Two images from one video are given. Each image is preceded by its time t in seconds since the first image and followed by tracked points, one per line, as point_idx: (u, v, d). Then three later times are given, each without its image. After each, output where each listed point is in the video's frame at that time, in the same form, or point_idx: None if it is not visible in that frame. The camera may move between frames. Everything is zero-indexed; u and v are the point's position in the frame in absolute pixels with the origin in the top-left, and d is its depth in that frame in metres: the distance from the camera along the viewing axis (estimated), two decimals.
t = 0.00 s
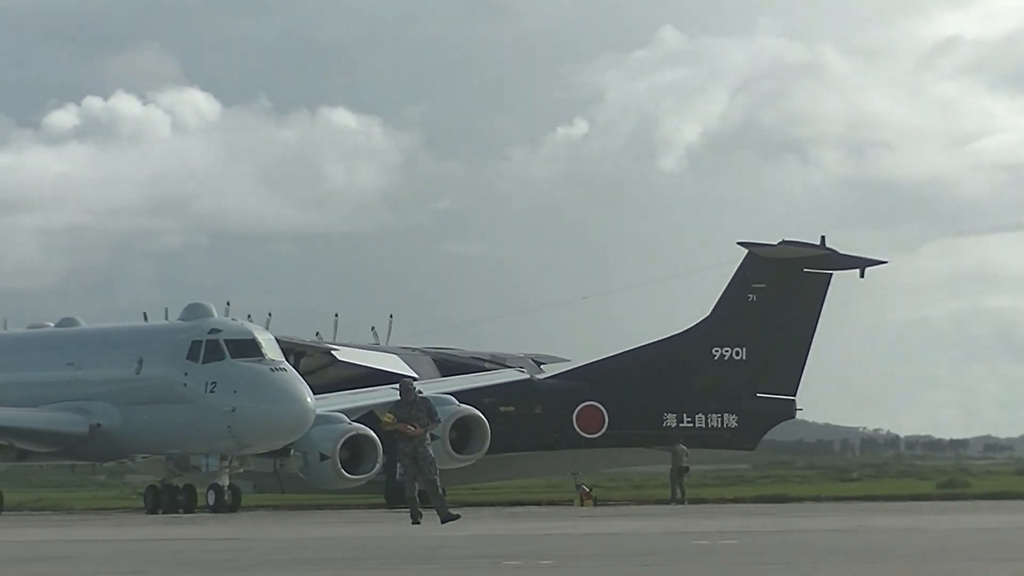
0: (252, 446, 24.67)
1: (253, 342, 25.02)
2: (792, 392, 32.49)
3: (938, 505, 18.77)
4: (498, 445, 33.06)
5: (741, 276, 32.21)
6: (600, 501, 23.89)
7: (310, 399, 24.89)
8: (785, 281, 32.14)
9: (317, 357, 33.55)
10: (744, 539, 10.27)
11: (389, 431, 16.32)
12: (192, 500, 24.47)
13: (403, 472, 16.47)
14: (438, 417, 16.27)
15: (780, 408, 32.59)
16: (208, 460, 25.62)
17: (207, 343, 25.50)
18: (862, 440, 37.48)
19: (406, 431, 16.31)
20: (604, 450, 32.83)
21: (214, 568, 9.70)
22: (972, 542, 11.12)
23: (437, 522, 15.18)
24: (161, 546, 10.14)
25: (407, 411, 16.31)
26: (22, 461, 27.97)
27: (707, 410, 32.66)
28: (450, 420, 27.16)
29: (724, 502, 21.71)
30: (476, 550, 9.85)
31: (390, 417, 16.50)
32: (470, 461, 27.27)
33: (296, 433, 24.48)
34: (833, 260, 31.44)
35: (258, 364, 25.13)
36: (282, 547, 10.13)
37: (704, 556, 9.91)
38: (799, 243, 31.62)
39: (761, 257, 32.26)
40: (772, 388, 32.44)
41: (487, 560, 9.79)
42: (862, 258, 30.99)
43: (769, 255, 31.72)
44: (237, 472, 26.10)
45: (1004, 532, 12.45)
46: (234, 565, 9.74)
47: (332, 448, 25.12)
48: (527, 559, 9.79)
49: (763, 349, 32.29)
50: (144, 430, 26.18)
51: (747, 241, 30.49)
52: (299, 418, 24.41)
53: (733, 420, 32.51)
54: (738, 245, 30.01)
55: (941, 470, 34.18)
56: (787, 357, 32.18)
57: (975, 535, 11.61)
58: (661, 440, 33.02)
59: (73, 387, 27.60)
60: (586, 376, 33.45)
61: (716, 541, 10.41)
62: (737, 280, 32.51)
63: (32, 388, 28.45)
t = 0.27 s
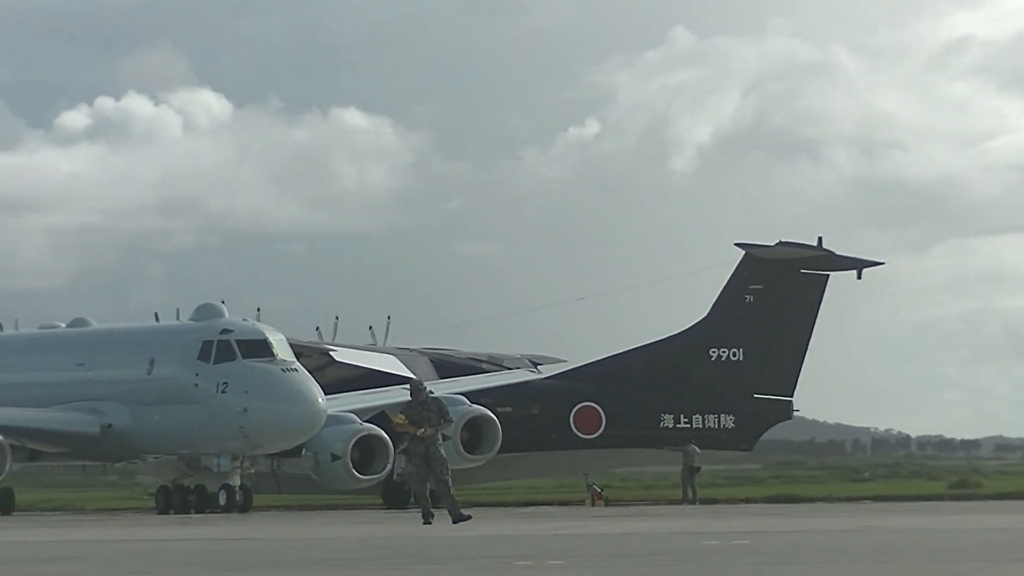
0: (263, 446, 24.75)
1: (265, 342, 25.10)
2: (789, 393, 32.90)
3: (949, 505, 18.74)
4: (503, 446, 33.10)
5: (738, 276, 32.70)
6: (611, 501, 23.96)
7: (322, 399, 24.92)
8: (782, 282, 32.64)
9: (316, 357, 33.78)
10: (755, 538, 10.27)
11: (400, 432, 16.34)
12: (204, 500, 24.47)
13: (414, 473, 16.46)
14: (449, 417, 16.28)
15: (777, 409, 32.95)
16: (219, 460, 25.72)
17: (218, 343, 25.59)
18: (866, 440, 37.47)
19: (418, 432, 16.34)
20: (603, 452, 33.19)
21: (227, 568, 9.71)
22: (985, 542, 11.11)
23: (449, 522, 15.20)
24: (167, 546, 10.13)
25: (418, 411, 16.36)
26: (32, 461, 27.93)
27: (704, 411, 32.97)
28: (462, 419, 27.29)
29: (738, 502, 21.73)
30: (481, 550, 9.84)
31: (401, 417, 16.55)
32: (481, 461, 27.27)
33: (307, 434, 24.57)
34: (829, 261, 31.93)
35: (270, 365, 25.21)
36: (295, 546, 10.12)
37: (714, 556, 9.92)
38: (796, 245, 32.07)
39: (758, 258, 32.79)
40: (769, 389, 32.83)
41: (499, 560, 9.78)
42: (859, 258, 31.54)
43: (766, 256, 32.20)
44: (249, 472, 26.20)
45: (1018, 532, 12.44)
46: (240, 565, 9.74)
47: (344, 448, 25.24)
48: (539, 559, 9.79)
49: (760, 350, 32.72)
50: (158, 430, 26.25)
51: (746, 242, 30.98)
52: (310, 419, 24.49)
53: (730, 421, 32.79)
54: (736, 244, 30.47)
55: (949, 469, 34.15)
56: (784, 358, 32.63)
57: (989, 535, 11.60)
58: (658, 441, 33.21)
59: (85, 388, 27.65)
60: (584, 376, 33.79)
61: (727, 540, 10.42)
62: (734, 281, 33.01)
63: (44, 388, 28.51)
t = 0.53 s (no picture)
0: (276, 447, 24.88)
1: (276, 342, 25.25)
2: (786, 394, 33.73)
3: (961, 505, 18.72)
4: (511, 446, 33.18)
5: (735, 277, 33.56)
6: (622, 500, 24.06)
7: (333, 399, 25.04)
8: (778, 282, 33.46)
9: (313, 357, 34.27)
10: (766, 538, 10.28)
11: (413, 432, 16.39)
12: (216, 500, 24.43)
13: (428, 473, 16.46)
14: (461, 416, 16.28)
15: (774, 410, 33.75)
16: (231, 461, 25.86)
17: (230, 343, 25.75)
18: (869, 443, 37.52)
19: (431, 432, 16.35)
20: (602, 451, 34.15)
21: (237, 568, 9.71)
22: (997, 542, 11.12)
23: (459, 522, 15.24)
24: (176, 544, 10.13)
25: (431, 410, 16.37)
26: (46, 461, 27.88)
27: (701, 411, 33.85)
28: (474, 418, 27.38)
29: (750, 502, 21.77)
30: (489, 550, 9.83)
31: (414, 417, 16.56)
32: (493, 462, 27.33)
33: (318, 435, 24.70)
34: (826, 261, 32.78)
35: (281, 365, 25.36)
36: (306, 546, 10.12)
37: (722, 555, 9.93)
38: (793, 245, 32.91)
39: (754, 259, 33.64)
40: (766, 390, 33.68)
41: (510, 560, 9.77)
42: (854, 259, 32.35)
43: (764, 257, 33.03)
44: (262, 472, 26.33)
45: None
46: (253, 565, 9.75)
47: (356, 448, 25.29)
48: (551, 560, 9.79)
49: (757, 350, 33.57)
50: (171, 430, 26.39)
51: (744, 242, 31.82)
52: (322, 419, 24.61)
53: (727, 421, 33.62)
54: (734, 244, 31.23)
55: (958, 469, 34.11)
56: (781, 358, 33.45)
57: (1001, 536, 11.61)
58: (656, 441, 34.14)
59: (97, 388, 27.73)
60: (584, 376, 34.86)
61: (737, 540, 10.42)
62: (732, 282, 33.88)
63: (54, 388, 28.59)
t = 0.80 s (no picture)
0: (294, 447, 25.05)
1: (294, 343, 25.48)
2: (789, 395, 33.67)
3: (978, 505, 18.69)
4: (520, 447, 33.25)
5: (739, 278, 33.63)
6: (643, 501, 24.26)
7: (351, 399, 25.23)
8: (782, 283, 33.49)
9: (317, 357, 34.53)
10: (783, 539, 10.27)
11: (433, 433, 16.39)
12: (234, 501, 24.50)
13: (447, 473, 16.48)
14: (479, 417, 16.27)
15: (777, 411, 33.66)
16: (249, 462, 26.05)
17: (247, 344, 26.00)
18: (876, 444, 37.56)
19: (450, 433, 16.34)
20: (604, 452, 34.25)
21: (254, 568, 9.72)
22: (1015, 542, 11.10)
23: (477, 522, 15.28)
24: (196, 545, 10.14)
25: (450, 412, 16.36)
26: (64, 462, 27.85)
27: (705, 412, 33.83)
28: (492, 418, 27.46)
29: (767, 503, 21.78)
30: (507, 551, 9.84)
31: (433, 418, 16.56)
32: (511, 462, 27.46)
33: (337, 434, 24.85)
34: (830, 262, 32.75)
35: (299, 366, 25.58)
36: (323, 545, 10.12)
37: (736, 555, 9.93)
38: (796, 246, 32.89)
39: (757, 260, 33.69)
40: (769, 390, 33.62)
41: (527, 561, 9.77)
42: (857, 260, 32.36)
43: (767, 258, 33.04)
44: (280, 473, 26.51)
45: None
46: (275, 565, 9.76)
47: (374, 448, 25.43)
48: (568, 560, 9.78)
49: (761, 351, 33.54)
50: (188, 431, 26.52)
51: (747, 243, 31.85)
52: (341, 420, 24.79)
53: (730, 422, 33.55)
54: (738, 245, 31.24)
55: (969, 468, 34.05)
56: (785, 358, 33.42)
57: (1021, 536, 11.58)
58: (660, 442, 34.18)
59: (115, 389, 27.88)
60: (589, 376, 34.89)
61: (753, 541, 10.41)
62: (735, 283, 33.92)
63: (71, 389, 28.75)
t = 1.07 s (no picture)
0: (315, 447, 25.21)
1: (315, 343, 25.67)
2: (796, 394, 33.73)
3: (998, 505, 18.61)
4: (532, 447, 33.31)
5: (746, 278, 33.53)
6: (663, 501, 23.60)
7: (372, 399, 25.39)
8: (789, 283, 33.43)
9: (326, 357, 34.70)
10: (804, 538, 10.24)
11: (455, 433, 16.45)
12: (254, 501, 24.58)
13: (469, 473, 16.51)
14: (500, 417, 16.28)
15: (784, 410, 33.73)
16: (271, 462, 26.24)
17: (269, 344, 26.21)
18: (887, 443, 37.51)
19: (472, 432, 16.39)
20: (611, 452, 34.36)
21: (275, 567, 9.75)
22: None
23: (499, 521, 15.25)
24: (220, 546, 10.15)
25: (471, 411, 16.40)
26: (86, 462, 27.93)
27: (712, 412, 33.93)
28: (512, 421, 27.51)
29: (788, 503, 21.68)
30: (528, 551, 9.84)
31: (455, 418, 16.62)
32: (533, 462, 27.57)
33: (361, 434, 25.00)
34: (837, 263, 32.78)
35: (320, 365, 25.76)
36: (342, 546, 10.14)
37: (757, 554, 9.92)
38: (803, 246, 32.94)
39: (764, 260, 33.61)
40: (776, 390, 33.68)
41: (549, 560, 9.78)
42: (865, 261, 32.37)
43: (774, 258, 33.02)
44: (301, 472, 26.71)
45: None
46: (299, 566, 9.76)
47: (395, 448, 25.58)
48: (589, 559, 9.79)
49: (767, 351, 33.54)
50: (209, 430, 26.69)
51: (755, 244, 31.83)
52: (364, 419, 24.96)
53: (737, 422, 33.67)
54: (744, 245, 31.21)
55: (984, 468, 33.95)
56: (792, 359, 33.44)
57: None
58: (666, 442, 34.33)
59: (137, 389, 28.12)
60: (599, 376, 34.89)
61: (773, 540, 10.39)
62: (742, 283, 33.81)
63: (92, 389, 29.00)
